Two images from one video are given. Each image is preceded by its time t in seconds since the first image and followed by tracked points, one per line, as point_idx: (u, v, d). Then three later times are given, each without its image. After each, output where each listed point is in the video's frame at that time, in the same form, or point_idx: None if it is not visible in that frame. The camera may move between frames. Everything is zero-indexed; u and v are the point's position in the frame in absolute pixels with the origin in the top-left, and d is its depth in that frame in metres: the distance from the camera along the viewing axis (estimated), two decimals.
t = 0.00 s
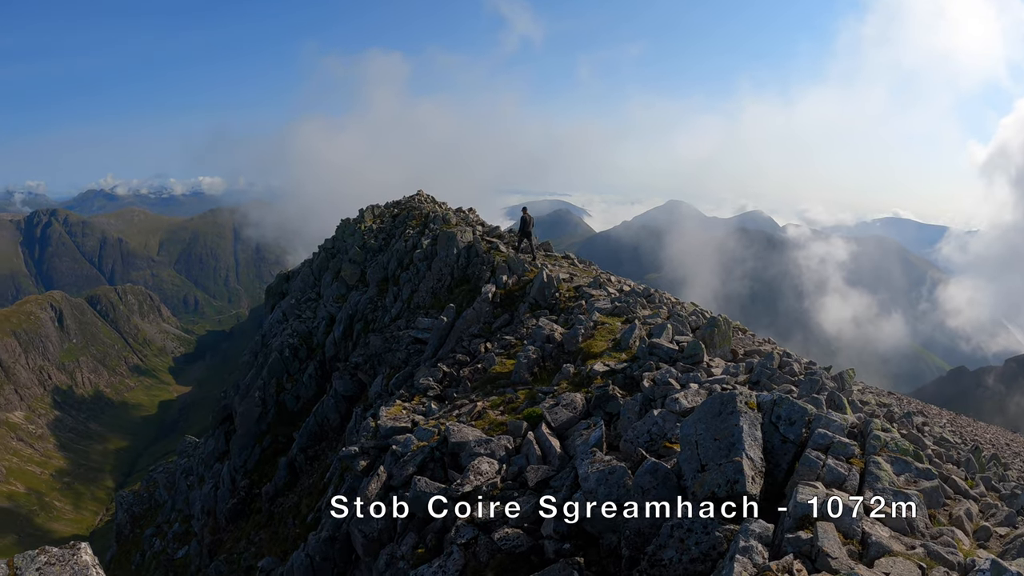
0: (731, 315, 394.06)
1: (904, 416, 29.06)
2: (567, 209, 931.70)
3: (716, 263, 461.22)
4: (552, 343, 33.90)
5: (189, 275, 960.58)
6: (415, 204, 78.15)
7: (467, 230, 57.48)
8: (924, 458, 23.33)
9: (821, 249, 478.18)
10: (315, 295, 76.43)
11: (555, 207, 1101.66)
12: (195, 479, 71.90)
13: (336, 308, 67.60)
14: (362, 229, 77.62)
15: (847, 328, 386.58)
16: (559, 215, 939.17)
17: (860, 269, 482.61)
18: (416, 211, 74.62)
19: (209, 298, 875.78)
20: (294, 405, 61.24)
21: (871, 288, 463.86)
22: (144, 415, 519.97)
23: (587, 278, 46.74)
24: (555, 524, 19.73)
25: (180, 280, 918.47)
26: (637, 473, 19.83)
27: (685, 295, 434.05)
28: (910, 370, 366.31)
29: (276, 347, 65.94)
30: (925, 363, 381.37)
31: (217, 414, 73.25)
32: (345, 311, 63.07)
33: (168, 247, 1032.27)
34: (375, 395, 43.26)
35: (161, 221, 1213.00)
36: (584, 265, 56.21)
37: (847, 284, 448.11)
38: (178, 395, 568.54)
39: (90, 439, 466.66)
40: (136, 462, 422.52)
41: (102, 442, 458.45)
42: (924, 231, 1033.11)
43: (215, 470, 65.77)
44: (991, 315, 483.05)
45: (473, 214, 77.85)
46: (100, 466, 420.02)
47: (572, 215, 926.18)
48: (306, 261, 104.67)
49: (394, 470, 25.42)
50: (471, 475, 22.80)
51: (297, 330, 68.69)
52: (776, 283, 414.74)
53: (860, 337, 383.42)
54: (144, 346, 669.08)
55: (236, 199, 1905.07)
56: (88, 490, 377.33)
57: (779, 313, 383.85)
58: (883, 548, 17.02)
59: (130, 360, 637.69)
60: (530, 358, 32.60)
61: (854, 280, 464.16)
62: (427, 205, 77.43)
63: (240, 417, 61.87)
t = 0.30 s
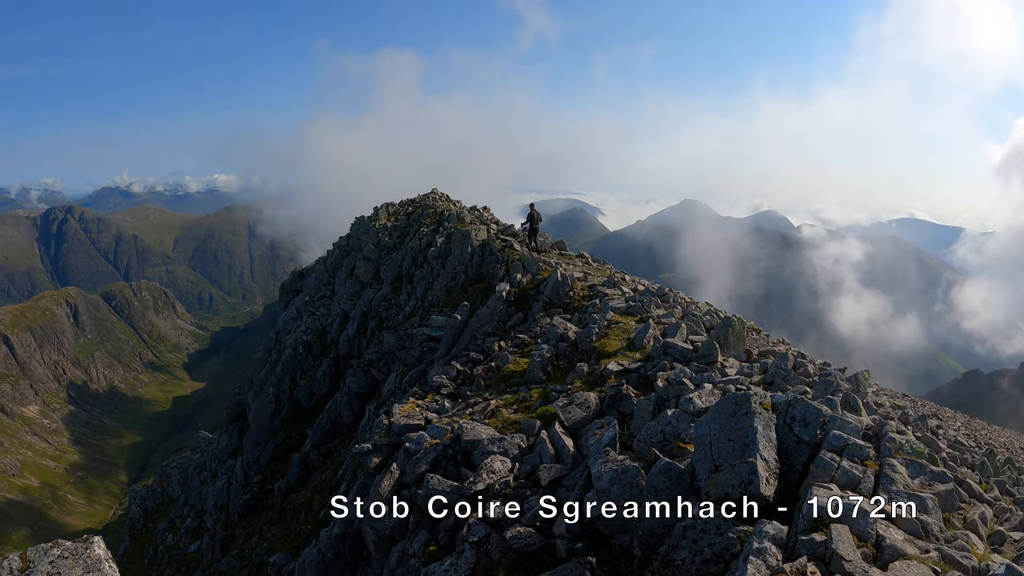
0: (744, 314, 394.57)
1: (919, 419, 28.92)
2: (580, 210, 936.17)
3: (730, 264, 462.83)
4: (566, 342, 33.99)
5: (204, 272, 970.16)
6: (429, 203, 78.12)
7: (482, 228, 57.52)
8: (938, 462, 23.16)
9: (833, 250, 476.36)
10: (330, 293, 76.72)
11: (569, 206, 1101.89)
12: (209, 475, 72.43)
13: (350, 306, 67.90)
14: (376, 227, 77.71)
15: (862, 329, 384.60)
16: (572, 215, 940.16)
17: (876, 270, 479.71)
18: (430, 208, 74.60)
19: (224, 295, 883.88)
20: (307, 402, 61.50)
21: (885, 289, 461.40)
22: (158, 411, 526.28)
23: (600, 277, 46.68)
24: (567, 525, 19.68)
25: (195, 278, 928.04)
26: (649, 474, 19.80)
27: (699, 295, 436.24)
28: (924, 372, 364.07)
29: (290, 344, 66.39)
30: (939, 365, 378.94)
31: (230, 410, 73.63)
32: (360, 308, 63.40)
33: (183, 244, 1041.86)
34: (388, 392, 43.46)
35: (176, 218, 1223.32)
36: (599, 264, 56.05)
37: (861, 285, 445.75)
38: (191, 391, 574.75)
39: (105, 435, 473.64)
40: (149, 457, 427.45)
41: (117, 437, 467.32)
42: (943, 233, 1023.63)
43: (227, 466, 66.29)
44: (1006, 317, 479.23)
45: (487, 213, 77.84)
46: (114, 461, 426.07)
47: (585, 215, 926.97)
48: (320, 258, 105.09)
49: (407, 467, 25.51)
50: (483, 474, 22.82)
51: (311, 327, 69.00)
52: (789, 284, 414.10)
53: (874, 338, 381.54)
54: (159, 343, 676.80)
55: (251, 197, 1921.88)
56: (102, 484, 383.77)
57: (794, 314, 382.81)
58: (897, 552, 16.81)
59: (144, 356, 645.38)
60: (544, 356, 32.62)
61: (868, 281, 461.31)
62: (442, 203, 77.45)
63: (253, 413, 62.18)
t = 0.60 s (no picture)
0: (760, 314, 394.86)
1: (936, 422, 28.73)
2: (594, 210, 938.89)
3: (745, 265, 464.59)
4: (581, 342, 34.04)
5: (220, 270, 980.49)
6: (445, 201, 78.10)
7: (498, 227, 57.46)
8: (956, 466, 22.90)
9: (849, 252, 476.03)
10: (345, 291, 77.03)
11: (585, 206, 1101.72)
12: (224, 471, 72.98)
13: (365, 304, 68.15)
14: (392, 226, 77.85)
15: (878, 331, 383.22)
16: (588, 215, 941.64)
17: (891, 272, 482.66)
18: (446, 207, 74.70)
19: (240, 292, 892.99)
20: (322, 399, 61.80)
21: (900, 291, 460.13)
22: (173, 407, 532.88)
23: (615, 276, 46.58)
24: (582, 523, 19.75)
25: (211, 275, 938.12)
26: (665, 475, 19.81)
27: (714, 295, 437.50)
28: (940, 374, 361.84)
29: (305, 342, 66.73)
30: (955, 368, 376.68)
31: (246, 407, 74.23)
32: (375, 307, 63.57)
33: (199, 242, 1052.86)
34: (403, 390, 43.59)
35: (193, 216, 1235.41)
36: (614, 264, 55.88)
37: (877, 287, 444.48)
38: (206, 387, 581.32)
39: (121, 430, 480.02)
40: (164, 453, 432.09)
41: (132, 432, 474.69)
42: (963, 233, 1012.72)
43: (243, 462, 66.85)
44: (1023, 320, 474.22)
45: (503, 212, 77.83)
46: (130, 457, 431.91)
47: (600, 215, 927.17)
48: (336, 257, 105.57)
49: (422, 465, 25.59)
50: (498, 472, 22.94)
51: (327, 325, 69.36)
52: (805, 285, 413.57)
53: (890, 340, 380.00)
54: (175, 339, 685.55)
55: (266, 196, 1940.00)
56: (117, 479, 389.97)
57: (810, 316, 381.78)
58: (914, 555, 16.67)
59: (161, 353, 652.62)
60: (559, 355, 32.64)
61: (883, 283, 460.05)
62: (457, 202, 77.51)
63: (269, 411, 62.60)
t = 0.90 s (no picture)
0: (774, 315, 397.49)
1: (953, 426, 28.51)
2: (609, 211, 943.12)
3: (759, 267, 467.72)
4: (598, 341, 34.05)
5: (236, 268, 990.25)
6: (460, 200, 77.99)
7: (513, 226, 57.47)
8: (972, 469, 22.59)
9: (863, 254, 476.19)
10: (361, 290, 77.45)
11: (600, 207, 1103.50)
12: (238, 467, 73.53)
13: (381, 303, 68.36)
14: (408, 225, 77.96)
15: (893, 333, 383.73)
16: (603, 215, 945.58)
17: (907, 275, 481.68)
18: (461, 206, 74.71)
19: (255, 291, 901.00)
20: (337, 397, 62.27)
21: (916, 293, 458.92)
22: (188, 403, 538.41)
23: (631, 276, 46.52)
24: (596, 524, 19.72)
25: (227, 273, 947.83)
26: (679, 475, 19.80)
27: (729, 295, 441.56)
28: (956, 376, 359.97)
29: (321, 340, 67.13)
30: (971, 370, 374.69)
31: (262, 404, 74.70)
32: (390, 305, 63.86)
33: (215, 241, 1063.73)
34: (418, 388, 43.86)
35: (208, 214, 1246.48)
36: (630, 263, 55.76)
37: (892, 290, 444.02)
38: (221, 385, 587.00)
39: (137, 426, 485.49)
40: (179, 450, 436.37)
41: (147, 428, 479.36)
42: (976, 233, 1006.78)
43: (257, 459, 67.38)
44: None
45: (519, 211, 77.68)
46: (145, 452, 436.66)
47: (614, 215, 928.77)
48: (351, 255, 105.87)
49: (436, 464, 25.67)
50: (513, 472, 22.83)
51: (343, 322, 69.72)
52: (821, 287, 414.82)
53: (905, 342, 379.99)
54: (191, 337, 693.65)
55: (281, 195, 1954.46)
56: (132, 474, 394.12)
57: (826, 318, 382.60)
58: (929, 558, 16.42)
59: (176, 350, 659.61)
60: (574, 355, 32.66)
61: (899, 285, 459.46)
62: (473, 201, 77.54)
63: (284, 409, 62.95)
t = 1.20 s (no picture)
0: (789, 316, 400.94)
1: (970, 430, 28.37)
2: (625, 213, 944.46)
3: (774, 269, 471.92)
4: (613, 341, 34.03)
5: (251, 267, 998.63)
6: (476, 200, 78.15)
7: (529, 226, 57.54)
8: (990, 474, 22.32)
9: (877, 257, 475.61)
10: (376, 289, 77.75)
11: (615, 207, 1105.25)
12: (252, 465, 74.07)
13: (396, 302, 68.61)
14: (423, 224, 78.12)
15: (910, 336, 384.03)
16: (620, 216, 949.20)
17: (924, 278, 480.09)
18: (477, 206, 74.90)
19: (271, 289, 908.30)
20: (351, 395, 62.48)
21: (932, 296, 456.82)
22: (203, 401, 543.86)
23: (647, 277, 46.44)
24: (609, 524, 19.75)
25: (243, 272, 956.20)
26: (693, 475, 19.83)
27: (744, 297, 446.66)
28: (973, 379, 358.38)
29: (336, 339, 67.42)
30: (989, 373, 372.91)
31: (275, 402, 75.26)
32: (405, 305, 64.12)
33: (231, 240, 1073.36)
34: (432, 387, 44.14)
35: (224, 213, 1258.22)
36: (645, 265, 55.69)
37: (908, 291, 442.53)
38: (235, 383, 592.39)
39: (152, 423, 490.20)
40: (193, 447, 440.43)
41: (162, 425, 484.25)
42: (991, 235, 1000.60)
43: (271, 456, 67.97)
44: None
45: (534, 211, 77.75)
46: (160, 449, 441.07)
47: (629, 216, 932.07)
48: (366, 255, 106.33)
49: (450, 463, 25.79)
50: (526, 471, 23.03)
51: (358, 321, 70.00)
52: (836, 291, 415.50)
53: (921, 345, 379.84)
54: (206, 335, 700.68)
55: (296, 194, 1968.02)
56: (147, 471, 397.93)
57: (843, 321, 382.08)
58: (944, 562, 16.21)
59: (191, 347, 667.18)
60: (589, 355, 32.79)
61: (915, 288, 458.53)
62: (488, 201, 77.77)
63: (299, 406, 63.48)
